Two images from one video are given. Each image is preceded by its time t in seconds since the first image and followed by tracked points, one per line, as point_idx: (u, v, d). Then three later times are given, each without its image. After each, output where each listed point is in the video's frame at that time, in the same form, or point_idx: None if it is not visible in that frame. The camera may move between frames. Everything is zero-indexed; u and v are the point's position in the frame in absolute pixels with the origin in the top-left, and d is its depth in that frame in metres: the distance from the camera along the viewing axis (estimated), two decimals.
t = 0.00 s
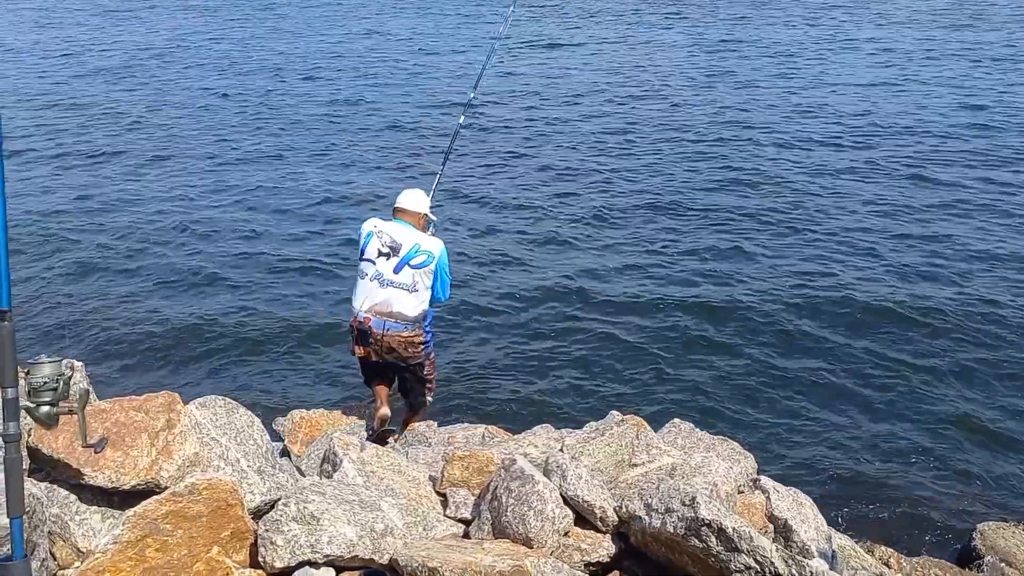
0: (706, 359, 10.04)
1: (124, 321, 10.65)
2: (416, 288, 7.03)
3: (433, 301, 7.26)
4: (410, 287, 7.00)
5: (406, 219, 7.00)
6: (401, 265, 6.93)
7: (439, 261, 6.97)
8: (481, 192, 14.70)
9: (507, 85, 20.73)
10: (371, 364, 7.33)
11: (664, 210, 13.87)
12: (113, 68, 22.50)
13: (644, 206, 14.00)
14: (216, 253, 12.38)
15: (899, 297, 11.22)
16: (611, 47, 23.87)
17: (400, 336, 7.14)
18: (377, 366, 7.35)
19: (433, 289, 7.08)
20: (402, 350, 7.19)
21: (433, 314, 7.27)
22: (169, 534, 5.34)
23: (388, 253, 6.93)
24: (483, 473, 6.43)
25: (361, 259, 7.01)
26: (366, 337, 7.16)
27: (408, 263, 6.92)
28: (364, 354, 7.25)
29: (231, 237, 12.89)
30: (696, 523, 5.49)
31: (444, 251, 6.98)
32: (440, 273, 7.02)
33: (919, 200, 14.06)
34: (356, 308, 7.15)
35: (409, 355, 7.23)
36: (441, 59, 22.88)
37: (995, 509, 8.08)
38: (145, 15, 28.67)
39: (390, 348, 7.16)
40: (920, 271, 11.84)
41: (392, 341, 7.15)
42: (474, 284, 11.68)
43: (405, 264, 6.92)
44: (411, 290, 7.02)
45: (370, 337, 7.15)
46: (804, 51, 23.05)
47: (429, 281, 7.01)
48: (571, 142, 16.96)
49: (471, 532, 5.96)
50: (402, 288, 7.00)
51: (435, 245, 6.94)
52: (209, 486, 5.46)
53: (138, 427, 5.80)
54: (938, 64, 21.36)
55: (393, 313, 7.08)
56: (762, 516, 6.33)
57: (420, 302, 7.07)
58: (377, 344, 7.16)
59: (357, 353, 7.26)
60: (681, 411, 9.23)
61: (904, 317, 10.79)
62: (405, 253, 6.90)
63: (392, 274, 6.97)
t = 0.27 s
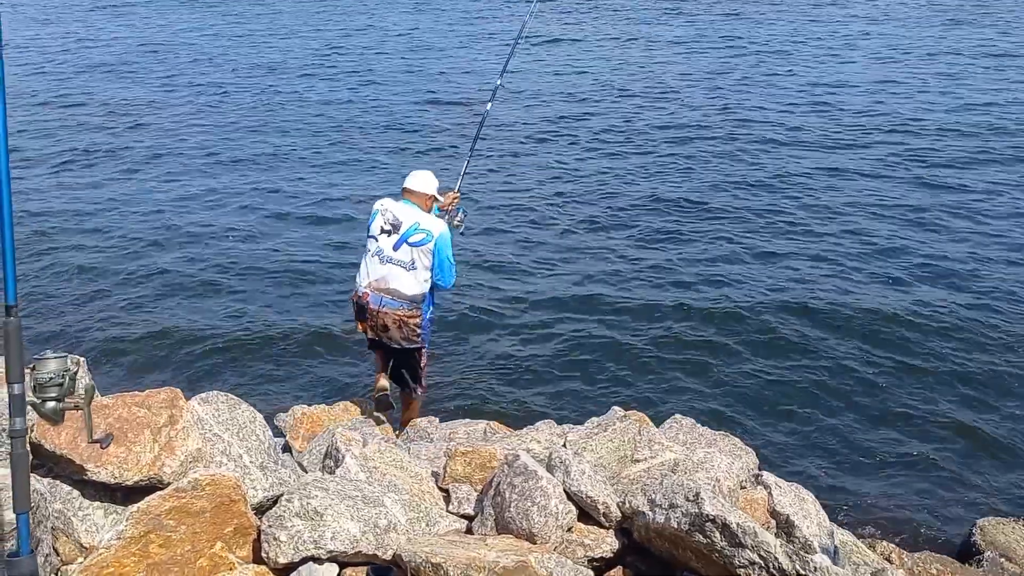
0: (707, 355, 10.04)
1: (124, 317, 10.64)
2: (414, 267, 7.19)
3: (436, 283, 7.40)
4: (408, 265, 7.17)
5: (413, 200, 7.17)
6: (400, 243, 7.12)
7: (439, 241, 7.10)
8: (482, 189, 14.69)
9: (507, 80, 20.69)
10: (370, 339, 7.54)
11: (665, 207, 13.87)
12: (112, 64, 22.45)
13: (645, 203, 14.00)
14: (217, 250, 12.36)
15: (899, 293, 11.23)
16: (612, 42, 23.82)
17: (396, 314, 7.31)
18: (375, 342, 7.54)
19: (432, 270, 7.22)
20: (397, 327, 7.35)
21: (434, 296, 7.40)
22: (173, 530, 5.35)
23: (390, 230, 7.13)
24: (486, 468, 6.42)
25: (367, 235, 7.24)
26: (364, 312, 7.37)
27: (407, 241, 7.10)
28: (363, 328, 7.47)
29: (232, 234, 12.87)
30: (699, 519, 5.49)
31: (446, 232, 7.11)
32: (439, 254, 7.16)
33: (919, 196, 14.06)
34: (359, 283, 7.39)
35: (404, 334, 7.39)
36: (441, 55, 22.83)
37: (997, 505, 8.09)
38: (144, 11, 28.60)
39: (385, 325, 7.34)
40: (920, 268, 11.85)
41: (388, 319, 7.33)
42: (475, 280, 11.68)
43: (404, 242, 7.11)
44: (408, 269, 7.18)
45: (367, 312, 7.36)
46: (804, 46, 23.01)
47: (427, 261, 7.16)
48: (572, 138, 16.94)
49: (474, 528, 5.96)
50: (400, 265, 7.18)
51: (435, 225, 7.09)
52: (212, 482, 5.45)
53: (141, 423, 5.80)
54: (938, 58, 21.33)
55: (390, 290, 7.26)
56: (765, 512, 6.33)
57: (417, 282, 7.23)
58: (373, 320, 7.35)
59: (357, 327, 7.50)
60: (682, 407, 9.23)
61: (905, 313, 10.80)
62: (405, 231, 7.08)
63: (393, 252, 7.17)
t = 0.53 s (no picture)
0: (706, 355, 10.06)
1: (123, 317, 10.63)
2: (405, 266, 7.19)
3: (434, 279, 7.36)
4: (397, 263, 7.18)
5: (409, 196, 7.10)
6: (389, 241, 7.12)
7: (426, 240, 7.04)
8: (480, 190, 14.71)
9: (504, 79, 20.70)
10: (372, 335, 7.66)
11: (663, 207, 13.89)
12: (110, 63, 22.42)
13: (643, 203, 14.02)
14: (216, 250, 12.37)
15: (896, 295, 11.27)
16: (609, 41, 23.83)
17: (388, 311, 7.37)
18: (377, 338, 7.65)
19: (423, 268, 7.19)
20: (390, 325, 7.41)
21: (431, 292, 7.38)
22: (174, 528, 5.35)
23: (381, 227, 7.13)
24: (487, 467, 6.43)
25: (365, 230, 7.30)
26: (363, 308, 7.49)
27: (395, 239, 7.08)
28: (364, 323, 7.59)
29: (230, 234, 12.87)
30: (701, 517, 5.49)
31: (434, 230, 7.03)
32: (428, 252, 7.10)
33: (916, 195, 14.09)
34: (360, 278, 7.49)
35: (398, 331, 7.44)
36: (438, 54, 22.84)
37: (995, 504, 8.12)
38: (141, 9, 28.56)
39: (380, 321, 7.42)
40: (917, 268, 11.89)
41: (382, 316, 7.40)
42: (474, 281, 11.69)
43: (393, 240, 7.10)
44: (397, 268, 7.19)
45: (365, 308, 7.46)
46: (801, 45, 23.05)
47: (416, 259, 7.13)
48: (570, 138, 16.96)
49: (475, 526, 5.96)
50: (390, 263, 7.20)
51: (422, 224, 7.02)
52: (214, 481, 5.45)
53: (142, 421, 5.78)
54: (935, 58, 21.38)
55: (383, 288, 7.32)
56: (766, 510, 6.33)
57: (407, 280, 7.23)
58: (370, 316, 7.46)
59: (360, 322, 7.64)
60: (681, 407, 9.25)
61: (902, 314, 10.84)
62: (393, 229, 7.06)
63: (384, 250, 7.19)
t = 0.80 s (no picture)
0: (696, 355, 10.10)
1: (114, 318, 10.62)
2: (390, 264, 7.19)
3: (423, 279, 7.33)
4: (382, 261, 7.18)
5: (401, 196, 7.07)
6: (376, 238, 7.13)
7: (409, 240, 7.02)
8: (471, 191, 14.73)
9: (495, 77, 20.72)
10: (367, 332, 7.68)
11: (653, 207, 13.93)
12: (100, 61, 22.36)
13: (633, 203, 14.06)
14: (207, 251, 12.36)
15: (885, 295, 11.33)
16: (600, 40, 23.87)
17: (375, 309, 7.38)
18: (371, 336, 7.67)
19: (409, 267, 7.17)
20: (377, 322, 7.42)
21: (418, 292, 7.35)
22: (166, 526, 5.32)
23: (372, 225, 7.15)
24: (479, 464, 6.44)
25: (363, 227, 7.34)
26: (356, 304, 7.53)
27: (380, 237, 7.09)
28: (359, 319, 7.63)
29: (221, 235, 12.87)
30: (694, 513, 5.51)
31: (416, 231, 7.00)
32: (412, 252, 7.07)
33: (905, 196, 14.17)
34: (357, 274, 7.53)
35: (385, 329, 7.44)
36: (429, 53, 22.83)
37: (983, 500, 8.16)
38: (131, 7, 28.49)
39: (368, 318, 7.43)
40: (906, 268, 11.95)
41: (370, 312, 7.42)
42: (464, 282, 11.71)
43: (379, 238, 7.11)
44: (383, 266, 7.20)
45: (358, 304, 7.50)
46: (791, 45, 23.12)
47: (400, 258, 7.12)
48: (561, 138, 17.00)
49: (468, 524, 5.96)
50: (377, 261, 7.22)
51: (406, 224, 7.00)
52: (205, 478, 5.45)
53: (133, 419, 5.74)
54: (924, 58, 21.47)
55: (371, 284, 7.34)
56: (757, 506, 6.34)
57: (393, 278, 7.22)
58: (361, 312, 7.49)
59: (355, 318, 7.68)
60: (671, 407, 9.29)
61: (891, 314, 10.90)
62: (380, 227, 7.07)
63: (372, 247, 7.21)
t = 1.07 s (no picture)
0: (684, 356, 10.13)
1: (101, 318, 10.59)
2: (383, 255, 7.20)
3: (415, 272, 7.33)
4: (375, 252, 7.19)
5: (401, 191, 7.09)
6: (371, 229, 7.15)
7: (402, 231, 7.03)
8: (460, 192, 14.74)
9: (485, 77, 20.71)
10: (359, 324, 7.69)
11: (642, 208, 13.96)
12: (88, 59, 22.28)
13: (622, 204, 14.08)
14: (195, 252, 12.34)
15: (872, 296, 11.39)
16: (589, 40, 23.90)
17: (366, 299, 7.38)
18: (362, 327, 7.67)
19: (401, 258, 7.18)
20: (367, 312, 7.42)
21: (410, 285, 7.35)
22: (154, 526, 5.29)
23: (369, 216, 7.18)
24: (469, 463, 6.44)
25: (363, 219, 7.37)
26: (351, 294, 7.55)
27: (375, 227, 7.11)
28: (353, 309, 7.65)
29: (210, 236, 12.85)
30: (684, 511, 5.52)
31: (410, 223, 7.00)
32: (404, 244, 7.08)
33: (892, 198, 14.23)
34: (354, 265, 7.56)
35: (375, 319, 7.44)
36: (419, 52, 22.82)
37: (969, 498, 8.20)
38: (119, 4, 28.39)
39: (359, 308, 7.44)
40: (893, 270, 12.02)
41: (361, 303, 7.42)
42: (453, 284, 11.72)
43: (373, 229, 7.13)
44: (375, 256, 7.21)
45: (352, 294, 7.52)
46: (781, 45, 23.19)
47: (393, 249, 7.13)
48: (550, 138, 17.02)
49: (457, 522, 5.96)
50: (370, 251, 7.23)
51: (400, 215, 7.01)
52: (194, 478, 5.43)
53: (121, 419, 5.72)
54: (911, 59, 21.57)
55: (364, 275, 7.35)
56: (745, 504, 6.35)
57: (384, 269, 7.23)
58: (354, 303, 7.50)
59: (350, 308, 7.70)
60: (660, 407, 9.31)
61: (878, 316, 10.95)
62: (375, 218, 7.09)
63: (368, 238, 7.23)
